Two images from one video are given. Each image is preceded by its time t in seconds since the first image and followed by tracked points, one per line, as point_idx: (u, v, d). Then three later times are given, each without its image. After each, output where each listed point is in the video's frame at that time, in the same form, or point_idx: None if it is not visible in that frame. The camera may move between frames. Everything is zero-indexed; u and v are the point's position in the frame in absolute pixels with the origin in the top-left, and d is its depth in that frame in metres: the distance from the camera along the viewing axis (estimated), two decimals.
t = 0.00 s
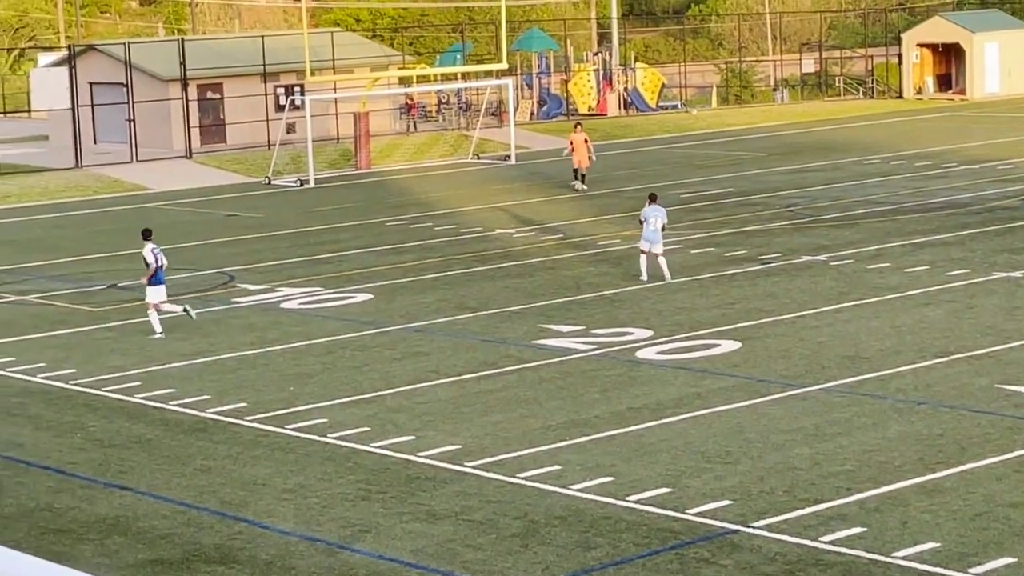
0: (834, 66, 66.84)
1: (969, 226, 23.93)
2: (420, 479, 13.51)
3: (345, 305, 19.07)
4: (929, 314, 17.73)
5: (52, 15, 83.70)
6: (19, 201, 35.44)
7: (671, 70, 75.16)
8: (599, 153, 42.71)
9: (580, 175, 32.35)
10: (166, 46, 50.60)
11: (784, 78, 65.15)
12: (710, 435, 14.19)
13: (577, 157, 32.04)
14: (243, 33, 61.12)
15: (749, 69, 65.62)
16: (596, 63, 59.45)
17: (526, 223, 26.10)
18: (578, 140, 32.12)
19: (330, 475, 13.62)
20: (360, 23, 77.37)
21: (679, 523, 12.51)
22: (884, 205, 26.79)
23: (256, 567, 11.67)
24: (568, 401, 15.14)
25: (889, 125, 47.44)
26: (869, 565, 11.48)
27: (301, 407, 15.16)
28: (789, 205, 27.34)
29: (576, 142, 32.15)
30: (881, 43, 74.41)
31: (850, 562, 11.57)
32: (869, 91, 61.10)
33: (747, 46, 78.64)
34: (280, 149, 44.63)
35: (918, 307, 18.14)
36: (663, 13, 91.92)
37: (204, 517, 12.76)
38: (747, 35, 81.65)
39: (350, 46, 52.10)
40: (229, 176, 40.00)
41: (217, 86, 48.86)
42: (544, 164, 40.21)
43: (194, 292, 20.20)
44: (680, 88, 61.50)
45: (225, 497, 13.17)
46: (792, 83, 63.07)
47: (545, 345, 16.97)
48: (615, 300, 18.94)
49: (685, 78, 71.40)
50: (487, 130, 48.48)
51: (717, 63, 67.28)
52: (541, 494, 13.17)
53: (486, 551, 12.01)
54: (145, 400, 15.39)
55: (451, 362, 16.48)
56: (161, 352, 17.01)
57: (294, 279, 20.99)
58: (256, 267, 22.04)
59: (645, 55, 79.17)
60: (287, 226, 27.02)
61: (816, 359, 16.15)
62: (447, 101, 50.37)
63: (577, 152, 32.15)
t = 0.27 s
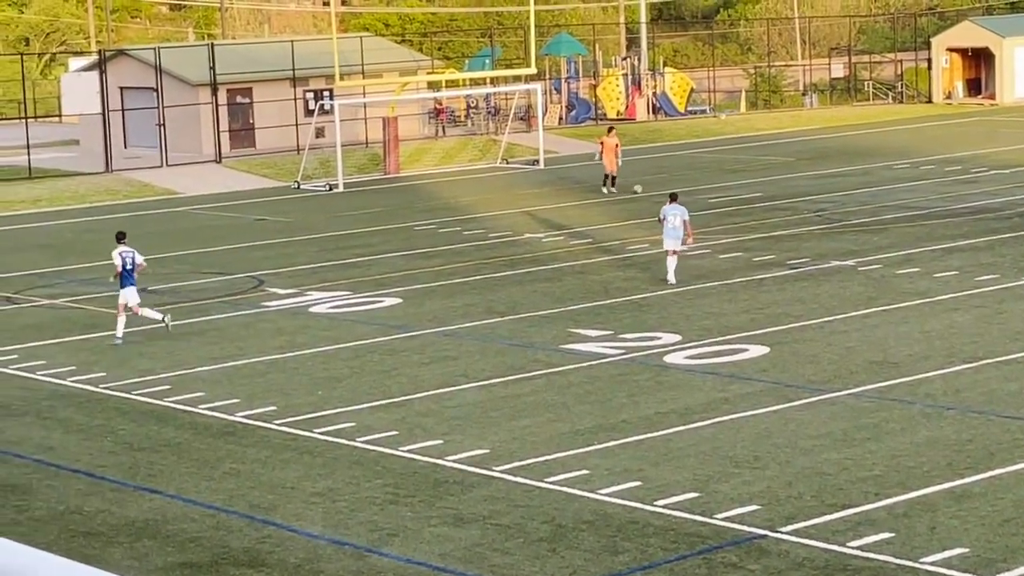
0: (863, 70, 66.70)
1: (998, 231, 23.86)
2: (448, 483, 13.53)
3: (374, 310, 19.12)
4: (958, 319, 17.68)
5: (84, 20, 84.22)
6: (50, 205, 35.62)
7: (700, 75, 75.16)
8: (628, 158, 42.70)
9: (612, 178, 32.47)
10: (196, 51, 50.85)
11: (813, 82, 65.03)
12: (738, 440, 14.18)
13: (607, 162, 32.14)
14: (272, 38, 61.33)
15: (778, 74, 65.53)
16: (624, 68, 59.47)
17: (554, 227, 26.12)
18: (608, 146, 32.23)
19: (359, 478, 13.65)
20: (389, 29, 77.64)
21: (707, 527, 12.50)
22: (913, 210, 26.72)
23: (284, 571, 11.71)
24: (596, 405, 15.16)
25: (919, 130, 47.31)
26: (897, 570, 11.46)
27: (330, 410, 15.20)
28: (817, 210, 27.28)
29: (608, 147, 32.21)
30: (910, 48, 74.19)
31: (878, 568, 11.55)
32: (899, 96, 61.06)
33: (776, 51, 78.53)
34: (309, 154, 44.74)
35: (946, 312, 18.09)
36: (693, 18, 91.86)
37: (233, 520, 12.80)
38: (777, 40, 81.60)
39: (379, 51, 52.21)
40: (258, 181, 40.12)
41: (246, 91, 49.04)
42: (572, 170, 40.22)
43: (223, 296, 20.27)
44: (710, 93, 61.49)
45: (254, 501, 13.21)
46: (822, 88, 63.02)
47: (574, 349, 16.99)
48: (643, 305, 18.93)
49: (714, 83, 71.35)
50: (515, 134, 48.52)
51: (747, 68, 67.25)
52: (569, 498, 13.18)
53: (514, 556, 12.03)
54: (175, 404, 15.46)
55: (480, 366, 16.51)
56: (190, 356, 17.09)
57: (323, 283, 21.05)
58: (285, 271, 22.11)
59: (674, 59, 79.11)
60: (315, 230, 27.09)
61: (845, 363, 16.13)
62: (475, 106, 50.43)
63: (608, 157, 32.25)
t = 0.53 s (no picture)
0: (891, 71, 66.57)
1: None
2: (475, 482, 13.59)
3: (402, 310, 19.18)
4: (986, 320, 17.64)
5: (114, 22, 84.79)
6: (81, 205, 35.82)
7: (728, 76, 75.12)
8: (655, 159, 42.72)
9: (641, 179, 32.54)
10: (225, 53, 51.08)
11: (843, 83, 64.88)
12: (764, 441, 14.19)
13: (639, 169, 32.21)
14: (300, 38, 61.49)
15: (806, 75, 65.42)
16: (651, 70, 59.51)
17: (582, 228, 26.15)
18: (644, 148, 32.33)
19: (386, 478, 13.73)
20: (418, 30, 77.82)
21: (734, 528, 12.52)
22: (941, 211, 26.66)
23: (313, 569, 11.79)
24: (623, 406, 15.20)
25: (948, 131, 47.18)
26: (925, 571, 11.46)
27: (357, 410, 15.29)
28: (844, 211, 27.24)
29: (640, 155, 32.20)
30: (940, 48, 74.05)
31: (904, 568, 11.55)
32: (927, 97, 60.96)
33: (805, 52, 78.52)
34: (338, 155, 44.89)
35: (973, 313, 18.07)
36: (722, 20, 91.89)
37: (261, 519, 12.89)
38: (805, 40, 81.51)
39: (407, 52, 52.35)
40: (287, 181, 40.26)
41: (275, 92, 49.25)
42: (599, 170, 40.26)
43: (252, 296, 20.36)
44: (738, 94, 61.49)
45: (282, 500, 13.30)
46: (850, 90, 62.99)
47: (601, 349, 17.03)
48: (671, 305, 18.95)
49: (742, 84, 71.30)
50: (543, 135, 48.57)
51: (775, 70, 67.19)
52: (596, 498, 13.23)
53: (541, 555, 12.08)
54: (204, 403, 15.57)
55: (506, 367, 16.57)
56: (220, 356, 17.18)
57: (352, 283, 21.14)
58: (314, 272, 22.19)
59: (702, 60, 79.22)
60: (343, 231, 27.18)
61: (872, 365, 16.12)
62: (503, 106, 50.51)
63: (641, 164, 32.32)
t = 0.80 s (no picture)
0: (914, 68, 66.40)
1: None
2: (498, 478, 13.60)
3: (424, 306, 19.21)
4: (1010, 317, 17.59)
5: (138, 19, 85.09)
6: (104, 202, 35.96)
7: (751, 72, 75.06)
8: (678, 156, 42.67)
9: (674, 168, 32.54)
10: (249, 50, 51.20)
11: (867, 80, 64.74)
12: (787, 438, 14.18)
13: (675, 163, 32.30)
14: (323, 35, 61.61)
15: (829, 71, 65.30)
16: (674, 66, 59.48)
17: (604, 224, 26.15)
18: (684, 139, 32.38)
19: (409, 473, 13.76)
20: (440, 27, 77.94)
21: (757, 524, 12.52)
22: (964, 208, 26.59)
23: (337, 564, 11.81)
24: (646, 402, 15.21)
25: (972, 128, 47.03)
26: (948, 568, 11.45)
27: (380, 406, 15.31)
28: (866, 208, 27.18)
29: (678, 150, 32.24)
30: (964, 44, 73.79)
31: (928, 565, 11.52)
32: (951, 93, 60.85)
33: (829, 49, 78.35)
34: (360, 152, 44.96)
35: (998, 309, 18.02)
36: (746, 15, 91.74)
37: (285, 513, 12.93)
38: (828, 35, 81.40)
39: (429, 49, 52.42)
40: (309, 178, 40.32)
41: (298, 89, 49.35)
42: (622, 167, 40.23)
43: (275, 292, 20.40)
44: (760, 91, 61.46)
45: (305, 494, 13.33)
46: (873, 86, 62.91)
47: (623, 346, 17.04)
48: (693, 302, 18.95)
49: (765, 80, 71.20)
50: (565, 131, 48.58)
51: (798, 66, 67.12)
52: (618, 493, 13.24)
53: (564, 550, 12.09)
54: (227, 398, 15.62)
55: (528, 362, 16.59)
56: (243, 352, 17.22)
57: (374, 279, 21.17)
58: (336, 268, 22.23)
59: (725, 57, 79.17)
60: (366, 227, 27.22)
61: (895, 362, 16.10)
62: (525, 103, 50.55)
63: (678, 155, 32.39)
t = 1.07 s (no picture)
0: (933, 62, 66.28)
1: None
2: (517, 471, 13.63)
3: (442, 299, 19.24)
4: None
5: (158, 12, 85.29)
6: (123, 194, 36.07)
7: (770, 66, 74.99)
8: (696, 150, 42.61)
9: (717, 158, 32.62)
10: (269, 43, 51.31)
11: (886, 74, 64.63)
12: (805, 431, 14.20)
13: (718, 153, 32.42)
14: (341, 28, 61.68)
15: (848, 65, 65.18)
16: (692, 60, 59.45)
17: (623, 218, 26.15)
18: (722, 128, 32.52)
19: (428, 466, 13.78)
20: (459, 20, 78.02)
21: (775, 517, 12.53)
22: (984, 202, 26.54)
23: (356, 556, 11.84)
24: (665, 395, 15.22)
25: (990, 121, 46.93)
26: (967, 561, 11.45)
27: (399, 398, 15.34)
28: (885, 201, 27.13)
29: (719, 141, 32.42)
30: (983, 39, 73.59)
31: (946, 559, 11.53)
32: (970, 87, 60.72)
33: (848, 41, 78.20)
34: (379, 145, 45.02)
35: (1016, 303, 18.00)
36: (765, 9, 91.62)
37: (304, 505, 12.96)
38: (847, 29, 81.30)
39: (448, 43, 52.46)
40: (328, 171, 40.36)
41: (317, 82, 49.40)
42: (640, 160, 40.20)
43: (294, 285, 20.44)
44: (780, 84, 61.41)
45: (325, 487, 13.36)
46: (893, 79, 62.82)
47: (641, 339, 17.06)
48: (711, 295, 18.97)
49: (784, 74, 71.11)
50: (584, 125, 48.60)
51: (817, 59, 67.05)
52: (636, 486, 13.26)
53: (582, 543, 12.11)
54: (247, 390, 15.66)
55: (547, 355, 16.61)
56: (262, 344, 17.26)
57: (393, 272, 21.20)
58: (354, 261, 22.28)
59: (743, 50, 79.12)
60: (385, 220, 27.27)
61: (914, 355, 16.10)
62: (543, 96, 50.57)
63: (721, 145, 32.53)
